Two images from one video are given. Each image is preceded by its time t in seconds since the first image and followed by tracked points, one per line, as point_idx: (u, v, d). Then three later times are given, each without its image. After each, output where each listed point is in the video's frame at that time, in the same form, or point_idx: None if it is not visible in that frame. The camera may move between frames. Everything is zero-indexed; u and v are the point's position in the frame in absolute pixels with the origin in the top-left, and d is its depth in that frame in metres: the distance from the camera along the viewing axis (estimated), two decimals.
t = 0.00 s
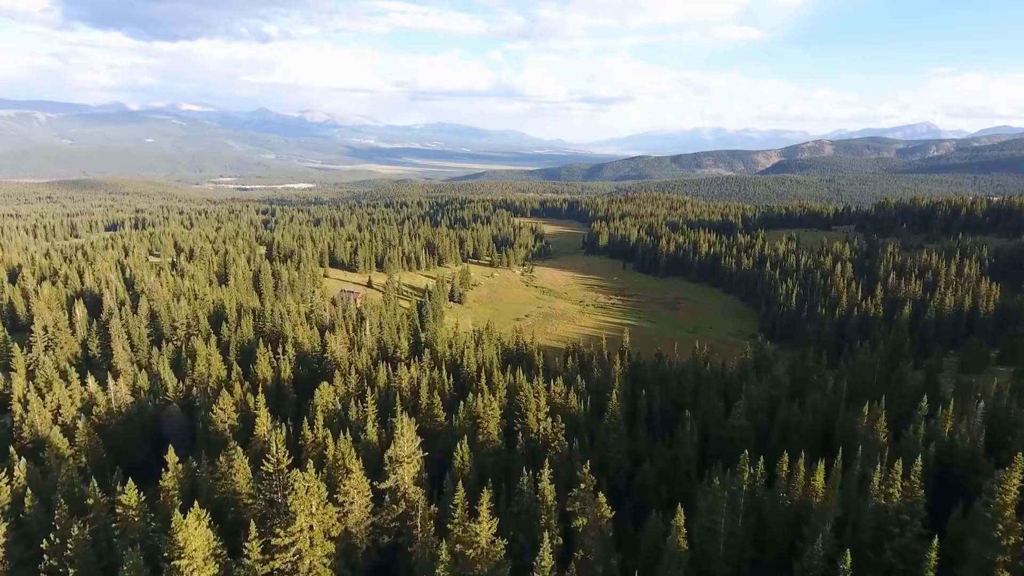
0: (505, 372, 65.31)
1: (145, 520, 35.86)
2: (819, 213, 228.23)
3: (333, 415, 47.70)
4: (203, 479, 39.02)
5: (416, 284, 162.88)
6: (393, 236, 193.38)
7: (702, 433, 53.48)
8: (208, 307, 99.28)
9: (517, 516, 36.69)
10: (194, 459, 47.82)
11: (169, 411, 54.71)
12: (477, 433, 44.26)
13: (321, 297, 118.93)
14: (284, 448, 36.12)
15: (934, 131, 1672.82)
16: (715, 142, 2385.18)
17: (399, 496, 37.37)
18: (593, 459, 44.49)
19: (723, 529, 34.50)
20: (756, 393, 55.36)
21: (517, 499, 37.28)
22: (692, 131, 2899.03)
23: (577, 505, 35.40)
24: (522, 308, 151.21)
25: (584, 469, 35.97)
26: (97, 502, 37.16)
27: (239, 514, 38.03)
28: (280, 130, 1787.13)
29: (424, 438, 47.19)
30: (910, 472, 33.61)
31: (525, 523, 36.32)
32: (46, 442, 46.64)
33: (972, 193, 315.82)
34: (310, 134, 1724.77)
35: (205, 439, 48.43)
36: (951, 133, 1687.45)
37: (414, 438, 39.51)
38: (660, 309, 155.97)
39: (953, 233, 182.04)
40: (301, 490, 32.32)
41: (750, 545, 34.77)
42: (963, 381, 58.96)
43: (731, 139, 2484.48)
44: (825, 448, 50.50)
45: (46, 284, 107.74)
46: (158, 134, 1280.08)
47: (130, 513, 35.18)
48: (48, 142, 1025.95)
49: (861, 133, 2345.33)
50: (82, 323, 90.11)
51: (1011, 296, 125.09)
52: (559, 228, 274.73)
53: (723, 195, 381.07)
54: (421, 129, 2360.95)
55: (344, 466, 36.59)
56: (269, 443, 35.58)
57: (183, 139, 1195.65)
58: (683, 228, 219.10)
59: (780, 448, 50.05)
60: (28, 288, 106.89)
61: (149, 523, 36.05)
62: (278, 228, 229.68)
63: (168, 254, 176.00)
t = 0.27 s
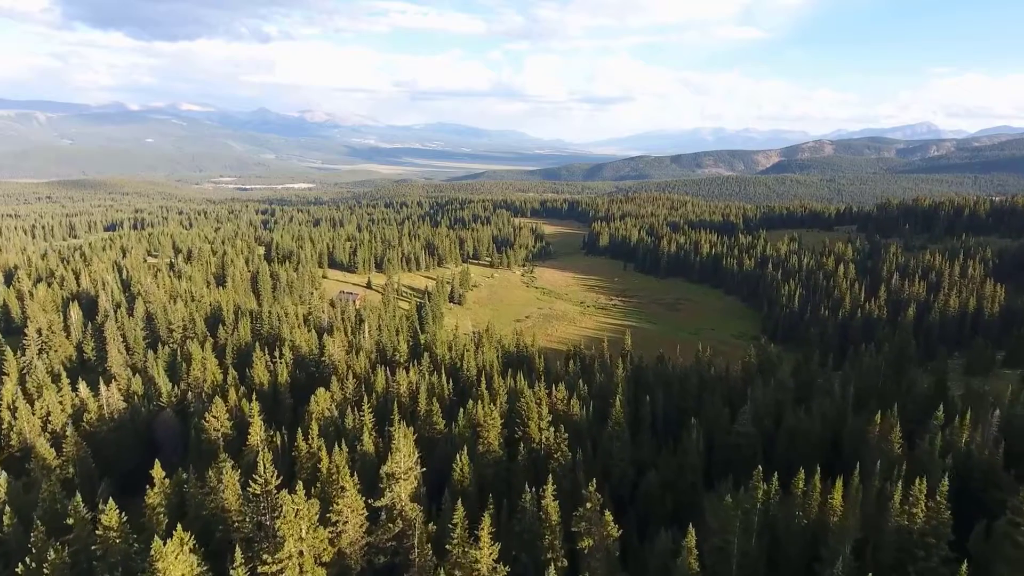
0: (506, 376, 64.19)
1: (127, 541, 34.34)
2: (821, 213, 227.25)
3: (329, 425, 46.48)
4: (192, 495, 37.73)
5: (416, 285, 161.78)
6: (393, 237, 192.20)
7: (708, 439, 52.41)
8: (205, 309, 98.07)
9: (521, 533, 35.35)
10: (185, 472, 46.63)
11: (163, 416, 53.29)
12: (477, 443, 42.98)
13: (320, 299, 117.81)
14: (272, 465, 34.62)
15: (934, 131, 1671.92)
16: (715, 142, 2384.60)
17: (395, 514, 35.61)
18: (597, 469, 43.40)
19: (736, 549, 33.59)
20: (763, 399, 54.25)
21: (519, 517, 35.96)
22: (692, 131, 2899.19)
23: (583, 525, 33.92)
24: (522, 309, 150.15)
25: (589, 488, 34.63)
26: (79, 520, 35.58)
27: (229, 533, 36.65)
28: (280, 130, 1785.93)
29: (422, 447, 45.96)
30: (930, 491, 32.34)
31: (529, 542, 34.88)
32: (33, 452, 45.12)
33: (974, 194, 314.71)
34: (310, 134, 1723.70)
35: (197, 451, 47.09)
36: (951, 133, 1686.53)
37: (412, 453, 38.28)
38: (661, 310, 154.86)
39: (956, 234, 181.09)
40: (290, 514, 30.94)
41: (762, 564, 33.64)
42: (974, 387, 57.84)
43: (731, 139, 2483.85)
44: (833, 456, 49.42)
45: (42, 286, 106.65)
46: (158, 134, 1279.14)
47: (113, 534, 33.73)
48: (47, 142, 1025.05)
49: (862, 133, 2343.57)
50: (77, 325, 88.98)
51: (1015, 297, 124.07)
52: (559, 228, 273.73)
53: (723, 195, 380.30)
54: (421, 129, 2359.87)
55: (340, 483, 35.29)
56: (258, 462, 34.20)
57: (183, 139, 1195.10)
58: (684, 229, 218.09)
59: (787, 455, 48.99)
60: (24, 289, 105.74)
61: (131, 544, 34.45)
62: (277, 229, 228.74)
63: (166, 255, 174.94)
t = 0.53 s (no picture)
0: (507, 381, 63.01)
1: (108, 565, 32.94)
2: (823, 214, 225.93)
3: (325, 434, 45.10)
4: (180, 511, 36.45)
5: (416, 286, 160.58)
6: (393, 238, 190.95)
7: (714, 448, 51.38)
8: (202, 311, 96.75)
9: (523, 555, 33.88)
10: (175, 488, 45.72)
11: (156, 423, 52.31)
12: (478, 455, 41.66)
13: (318, 301, 116.71)
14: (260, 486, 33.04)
15: (935, 131, 1670.59)
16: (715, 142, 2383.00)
17: (392, 535, 34.22)
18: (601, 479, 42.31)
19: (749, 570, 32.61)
20: (769, 405, 53.20)
21: (520, 537, 34.51)
22: (692, 131, 2898.26)
23: (590, 549, 32.43)
24: (522, 311, 148.94)
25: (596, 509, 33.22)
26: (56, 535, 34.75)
27: (216, 554, 35.52)
28: (280, 130, 1784.99)
29: (421, 457, 44.75)
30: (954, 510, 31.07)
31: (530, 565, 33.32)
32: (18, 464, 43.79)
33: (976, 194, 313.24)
34: (310, 134, 1722.53)
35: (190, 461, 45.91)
36: (951, 133, 1685.19)
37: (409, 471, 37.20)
38: (663, 311, 153.60)
39: (959, 235, 179.77)
40: (277, 542, 29.53)
41: None
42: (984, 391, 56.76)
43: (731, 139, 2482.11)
44: (841, 465, 48.34)
45: (37, 288, 105.29)
46: (158, 134, 1278.55)
47: (92, 558, 32.28)
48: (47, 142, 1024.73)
49: (862, 133, 2339.99)
50: (72, 328, 87.85)
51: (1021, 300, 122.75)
52: (560, 228, 272.49)
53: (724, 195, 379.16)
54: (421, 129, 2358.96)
55: (333, 502, 33.90)
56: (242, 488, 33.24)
57: (183, 139, 1195.41)
58: (685, 229, 216.96)
59: (794, 462, 48.01)
60: (19, 291, 104.60)
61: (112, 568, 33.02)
62: (277, 229, 227.75)
63: (164, 256, 173.78)
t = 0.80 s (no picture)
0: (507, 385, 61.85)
1: None
2: (825, 214, 224.68)
3: (319, 444, 43.78)
4: (167, 528, 35.22)
5: (416, 287, 159.44)
6: (392, 238, 189.77)
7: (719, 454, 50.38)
8: (199, 314, 95.64)
9: None
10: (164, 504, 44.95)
11: (149, 429, 51.33)
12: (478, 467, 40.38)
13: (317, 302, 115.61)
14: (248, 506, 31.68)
15: (935, 132, 1669.19)
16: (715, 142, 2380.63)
17: (388, 557, 32.98)
18: (605, 489, 41.20)
19: None
20: (776, 410, 52.09)
21: (523, 558, 33.19)
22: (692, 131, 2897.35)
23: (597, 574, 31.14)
24: (523, 312, 147.77)
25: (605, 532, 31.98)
26: (32, 556, 33.91)
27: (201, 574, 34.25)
28: (280, 130, 1784.00)
29: (420, 467, 43.55)
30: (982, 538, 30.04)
31: None
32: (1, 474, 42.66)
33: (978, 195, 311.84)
34: (310, 134, 1721.75)
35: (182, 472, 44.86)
36: (952, 133, 1683.91)
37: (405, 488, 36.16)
38: (664, 313, 152.48)
39: (963, 236, 178.59)
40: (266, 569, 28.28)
41: None
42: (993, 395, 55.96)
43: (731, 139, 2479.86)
44: (850, 473, 47.35)
45: (33, 289, 104.22)
46: (158, 134, 1277.61)
47: None
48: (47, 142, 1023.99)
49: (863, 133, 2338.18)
50: (67, 330, 86.77)
51: None
52: (560, 229, 271.30)
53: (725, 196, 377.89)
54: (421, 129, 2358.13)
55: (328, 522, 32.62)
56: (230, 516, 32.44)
57: (184, 138, 1195.00)
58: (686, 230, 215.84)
59: (802, 470, 46.99)
60: (14, 292, 103.49)
61: None
62: (276, 230, 226.47)
63: (162, 257, 172.54)
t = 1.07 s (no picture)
0: (508, 390, 60.71)
1: None
2: (827, 215, 223.53)
3: (314, 454, 42.48)
4: (150, 549, 33.99)
5: (416, 289, 158.38)
6: (392, 239, 188.63)
7: (725, 462, 49.26)
8: (195, 316, 94.42)
9: None
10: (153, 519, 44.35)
11: (141, 435, 50.27)
12: (478, 480, 39.07)
13: (315, 304, 114.47)
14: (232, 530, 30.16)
15: (936, 132, 1668.09)
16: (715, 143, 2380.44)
17: None
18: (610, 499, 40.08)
19: None
20: (783, 416, 50.95)
21: None
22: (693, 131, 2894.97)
23: None
24: (523, 313, 146.64)
25: (613, 555, 30.67)
26: None
27: None
28: (280, 130, 1782.67)
29: (420, 478, 42.28)
30: (1009, 566, 28.82)
31: None
32: None
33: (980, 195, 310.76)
34: (310, 134, 1720.73)
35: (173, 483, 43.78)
36: (952, 133, 1682.41)
37: (402, 505, 35.05)
38: (666, 314, 151.30)
39: (965, 236, 177.48)
40: None
41: None
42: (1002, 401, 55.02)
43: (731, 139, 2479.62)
44: (860, 481, 46.28)
45: (28, 291, 103.01)
46: (158, 134, 1275.77)
47: None
48: (48, 142, 1023.97)
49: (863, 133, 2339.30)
50: (62, 332, 85.55)
51: None
52: (560, 229, 270.35)
53: (726, 196, 376.65)
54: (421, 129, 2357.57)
55: (321, 547, 31.37)
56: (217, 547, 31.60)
57: (184, 138, 1194.52)
58: (687, 230, 214.82)
59: (811, 478, 45.92)
60: (9, 294, 102.35)
61: None
62: (275, 231, 225.50)
63: (160, 257, 171.39)
